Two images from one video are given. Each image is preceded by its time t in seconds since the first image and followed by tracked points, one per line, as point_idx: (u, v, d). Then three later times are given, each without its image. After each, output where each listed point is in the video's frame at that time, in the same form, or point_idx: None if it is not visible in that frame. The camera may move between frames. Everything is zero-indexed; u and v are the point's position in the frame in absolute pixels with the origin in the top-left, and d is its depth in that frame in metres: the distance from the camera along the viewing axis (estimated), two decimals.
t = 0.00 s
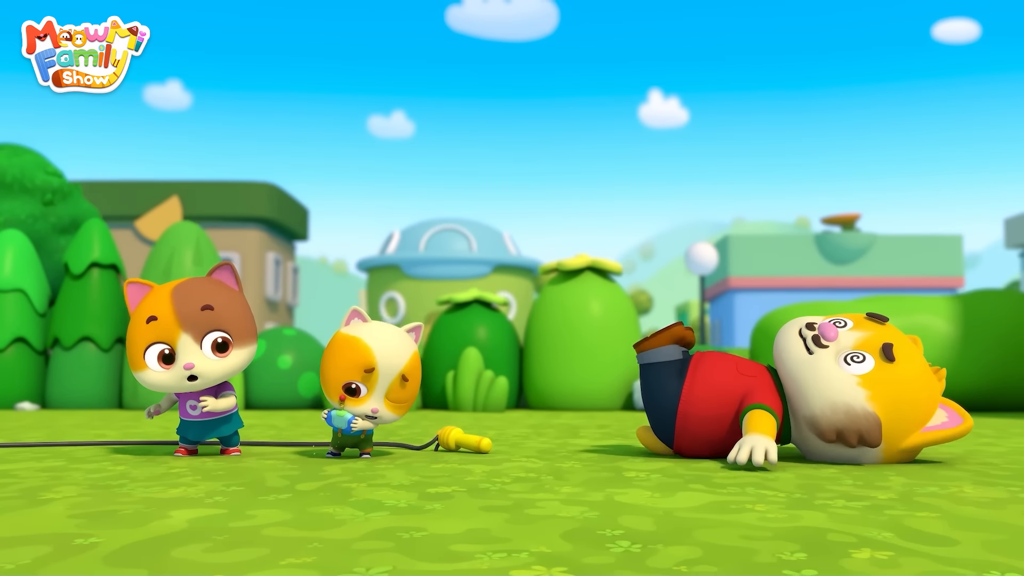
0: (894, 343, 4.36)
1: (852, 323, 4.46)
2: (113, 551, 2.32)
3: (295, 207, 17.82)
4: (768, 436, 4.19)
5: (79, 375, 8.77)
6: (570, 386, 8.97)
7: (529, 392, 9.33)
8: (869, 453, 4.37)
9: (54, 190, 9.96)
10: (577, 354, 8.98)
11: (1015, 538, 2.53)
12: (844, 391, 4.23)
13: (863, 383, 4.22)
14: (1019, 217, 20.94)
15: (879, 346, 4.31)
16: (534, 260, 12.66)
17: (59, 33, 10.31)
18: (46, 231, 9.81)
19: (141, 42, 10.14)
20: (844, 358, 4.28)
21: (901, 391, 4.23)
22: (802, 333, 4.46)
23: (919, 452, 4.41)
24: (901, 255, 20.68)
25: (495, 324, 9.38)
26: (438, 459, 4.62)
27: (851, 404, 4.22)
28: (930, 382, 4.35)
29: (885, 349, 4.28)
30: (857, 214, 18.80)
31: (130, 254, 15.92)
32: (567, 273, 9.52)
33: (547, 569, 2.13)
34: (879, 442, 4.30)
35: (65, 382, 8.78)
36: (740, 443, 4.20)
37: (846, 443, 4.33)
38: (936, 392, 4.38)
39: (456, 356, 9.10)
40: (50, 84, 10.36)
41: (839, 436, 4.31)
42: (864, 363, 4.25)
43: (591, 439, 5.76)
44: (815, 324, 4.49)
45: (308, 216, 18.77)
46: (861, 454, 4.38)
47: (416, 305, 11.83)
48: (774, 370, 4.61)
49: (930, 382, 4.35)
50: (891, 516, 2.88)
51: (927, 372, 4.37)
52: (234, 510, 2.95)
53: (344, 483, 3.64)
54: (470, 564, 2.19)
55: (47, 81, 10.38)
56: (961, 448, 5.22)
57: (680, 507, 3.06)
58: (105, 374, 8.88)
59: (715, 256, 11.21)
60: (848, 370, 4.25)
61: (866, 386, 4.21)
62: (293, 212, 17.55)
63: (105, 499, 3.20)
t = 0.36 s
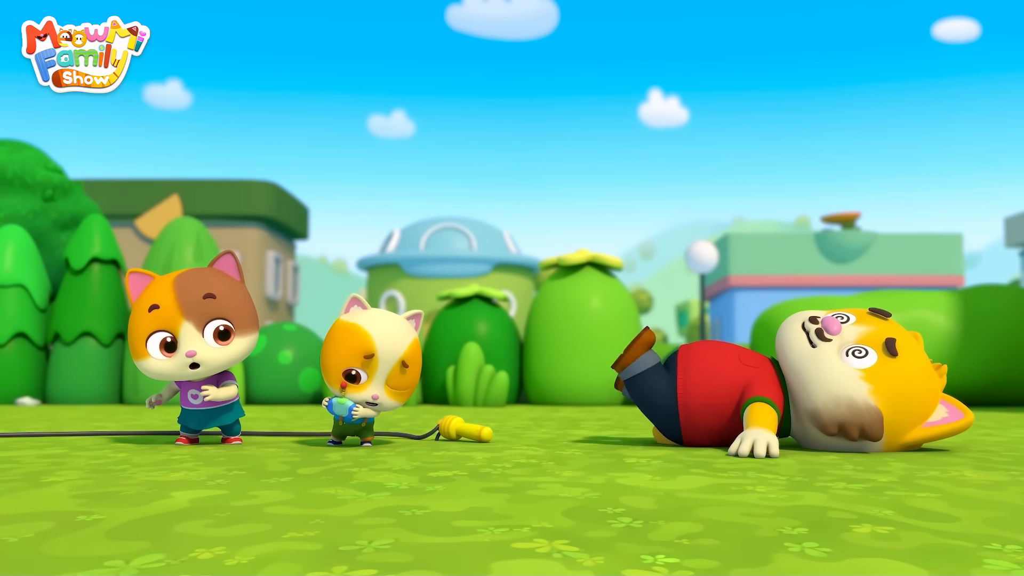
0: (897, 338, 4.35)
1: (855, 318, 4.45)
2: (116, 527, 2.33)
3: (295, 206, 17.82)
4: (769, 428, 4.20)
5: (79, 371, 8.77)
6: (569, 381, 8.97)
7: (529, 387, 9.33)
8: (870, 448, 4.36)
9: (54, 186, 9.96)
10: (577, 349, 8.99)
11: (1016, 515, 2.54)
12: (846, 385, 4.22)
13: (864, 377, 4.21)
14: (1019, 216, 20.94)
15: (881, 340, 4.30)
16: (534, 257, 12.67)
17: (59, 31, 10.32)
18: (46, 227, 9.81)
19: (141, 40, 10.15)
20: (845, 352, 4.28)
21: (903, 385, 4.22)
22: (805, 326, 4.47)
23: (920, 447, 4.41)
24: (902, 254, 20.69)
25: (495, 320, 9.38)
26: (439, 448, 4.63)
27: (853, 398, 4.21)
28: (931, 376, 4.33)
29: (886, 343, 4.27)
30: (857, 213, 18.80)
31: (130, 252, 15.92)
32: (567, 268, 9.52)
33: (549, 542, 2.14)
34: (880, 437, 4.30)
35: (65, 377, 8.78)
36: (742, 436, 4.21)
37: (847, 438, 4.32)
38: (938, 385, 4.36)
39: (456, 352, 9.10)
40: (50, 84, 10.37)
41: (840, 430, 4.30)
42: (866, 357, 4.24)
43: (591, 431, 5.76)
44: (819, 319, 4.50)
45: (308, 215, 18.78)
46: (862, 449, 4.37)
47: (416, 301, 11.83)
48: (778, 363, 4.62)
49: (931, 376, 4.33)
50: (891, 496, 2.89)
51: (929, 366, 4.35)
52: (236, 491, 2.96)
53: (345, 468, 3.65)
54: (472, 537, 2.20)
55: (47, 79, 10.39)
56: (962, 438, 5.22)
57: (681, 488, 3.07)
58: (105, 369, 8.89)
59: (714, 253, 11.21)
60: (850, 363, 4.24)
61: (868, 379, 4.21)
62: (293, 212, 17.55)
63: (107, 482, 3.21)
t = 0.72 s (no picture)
0: (897, 338, 4.35)
1: (855, 318, 4.46)
2: (117, 527, 2.34)
3: (295, 207, 17.82)
4: (769, 428, 4.20)
5: (79, 370, 8.77)
6: (569, 381, 8.97)
7: (529, 387, 9.33)
8: (870, 448, 4.36)
9: (54, 187, 9.96)
10: (576, 349, 8.98)
11: (1017, 515, 2.54)
12: (846, 385, 4.22)
13: (864, 378, 4.21)
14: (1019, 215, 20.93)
15: (882, 340, 4.31)
16: (534, 257, 12.66)
17: (59, 31, 10.32)
18: (46, 227, 9.81)
19: (141, 40, 10.14)
20: (845, 352, 4.28)
21: (903, 386, 4.22)
22: (805, 326, 4.47)
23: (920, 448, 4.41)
24: (901, 254, 20.68)
25: (495, 320, 9.38)
26: (438, 448, 4.62)
27: (854, 400, 4.21)
28: (931, 376, 4.33)
29: (886, 343, 4.28)
30: (857, 213, 18.80)
31: (130, 252, 15.92)
32: (567, 268, 9.52)
33: (549, 542, 2.14)
34: (881, 437, 4.29)
35: (65, 377, 8.78)
36: (742, 436, 4.21)
37: (847, 438, 4.32)
38: (938, 386, 4.35)
39: (456, 352, 9.10)
40: (50, 84, 10.37)
41: (840, 429, 4.30)
42: (866, 357, 4.25)
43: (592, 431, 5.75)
44: (819, 319, 4.51)
45: (308, 215, 18.78)
46: (862, 449, 4.36)
47: (416, 302, 11.83)
48: (778, 362, 4.62)
49: (931, 376, 4.33)
50: (891, 497, 2.89)
51: (929, 366, 4.35)
52: (236, 491, 2.96)
53: (345, 468, 3.65)
54: (472, 537, 2.20)
55: (47, 79, 10.39)
56: (962, 438, 5.21)
57: (681, 488, 3.07)
58: (105, 369, 8.88)
59: (714, 253, 11.21)
60: (850, 363, 4.24)
61: (867, 380, 4.20)
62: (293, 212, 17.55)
63: (107, 482, 3.21)
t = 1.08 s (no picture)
0: (897, 338, 4.35)
1: (855, 318, 4.46)
2: (117, 526, 2.34)
3: (295, 207, 17.81)
4: (768, 428, 4.20)
5: (79, 371, 8.77)
6: (570, 381, 8.97)
7: (529, 387, 9.32)
8: (870, 448, 4.36)
9: (54, 187, 9.96)
10: (577, 350, 8.99)
11: (1017, 515, 2.54)
12: (846, 384, 4.22)
13: (866, 378, 4.20)
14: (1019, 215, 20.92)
15: (882, 340, 4.31)
16: (534, 257, 12.66)
17: (59, 31, 10.32)
18: (46, 227, 9.81)
19: (141, 40, 10.14)
20: (846, 352, 4.28)
21: (903, 385, 4.22)
22: (805, 326, 4.47)
23: (920, 448, 4.41)
24: (901, 254, 20.68)
25: (495, 320, 9.38)
26: (439, 448, 4.64)
27: (855, 400, 4.20)
28: (931, 376, 4.33)
29: (886, 343, 4.28)
30: (857, 213, 18.80)
31: (130, 252, 15.91)
32: (567, 268, 9.52)
33: (550, 542, 2.14)
34: (880, 437, 4.30)
35: (65, 377, 8.78)
36: (742, 436, 4.21)
37: (847, 438, 4.32)
38: (937, 386, 4.36)
39: (456, 352, 9.09)
40: (50, 84, 10.37)
41: (840, 429, 4.30)
42: (866, 357, 4.25)
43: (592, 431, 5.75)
44: (819, 318, 4.51)
45: (308, 215, 18.79)
46: (862, 449, 4.37)
47: (416, 302, 11.82)
48: (778, 363, 4.62)
49: (931, 376, 4.33)
50: (892, 497, 2.88)
51: (929, 366, 4.35)
52: (236, 491, 2.96)
53: (345, 468, 3.64)
54: (472, 538, 2.20)
55: (48, 79, 10.39)
56: (962, 439, 5.21)
57: (681, 488, 3.07)
58: (105, 370, 8.88)
59: (714, 253, 11.21)
60: (850, 363, 4.24)
61: (869, 381, 4.20)
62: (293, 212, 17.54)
63: (107, 482, 3.21)
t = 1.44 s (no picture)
0: (897, 338, 4.35)
1: (855, 317, 4.46)
2: (117, 526, 2.34)
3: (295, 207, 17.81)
4: (769, 428, 4.19)
5: (80, 370, 8.77)
6: (570, 381, 8.97)
7: (529, 387, 9.33)
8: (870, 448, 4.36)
9: (54, 186, 9.96)
10: (577, 349, 8.99)
11: (1017, 515, 2.54)
12: (846, 384, 4.22)
13: (866, 378, 4.20)
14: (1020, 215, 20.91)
15: (881, 340, 4.31)
16: (534, 257, 12.67)
17: (59, 31, 10.32)
18: (46, 227, 9.80)
19: (141, 40, 10.14)
20: (846, 352, 4.28)
21: (903, 385, 4.22)
22: (805, 326, 4.47)
23: (919, 447, 4.41)
24: (901, 254, 20.68)
25: (495, 320, 9.38)
26: (439, 448, 4.63)
27: (855, 400, 4.20)
28: (931, 376, 4.32)
29: (886, 343, 4.28)
30: (857, 213, 18.80)
31: (130, 252, 15.91)
32: (567, 268, 9.52)
33: (550, 542, 2.15)
34: (881, 437, 4.30)
35: (65, 377, 8.77)
36: (742, 436, 4.21)
37: (847, 438, 4.32)
38: (937, 385, 4.36)
39: (456, 352, 9.09)
40: (50, 83, 10.37)
41: (840, 429, 4.30)
42: (866, 356, 4.24)
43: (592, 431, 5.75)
44: (819, 318, 4.51)
45: (308, 215, 18.79)
46: (862, 449, 4.37)
47: (416, 302, 11.82)
48: (777, 362, 4.62)
49: (932, 376, 4.33)
50: (891, 497, 2.89)
51: (929, 366, 4.35)
52: (235, 491, 2.96)
53: (345, 468, 3.64)
54: (472, 538, 2.20)
55: (47, 79, 10.39)
56: (962, 439, 5.21)
57: (681, 488, 3.07)
58: (105, 370, 8.88)
59: (714, 253, 11.21)
60: (849, 363, 4.24)
61: (869, 380, 4.20)
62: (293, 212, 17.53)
63: (107, 482, 3.21)
